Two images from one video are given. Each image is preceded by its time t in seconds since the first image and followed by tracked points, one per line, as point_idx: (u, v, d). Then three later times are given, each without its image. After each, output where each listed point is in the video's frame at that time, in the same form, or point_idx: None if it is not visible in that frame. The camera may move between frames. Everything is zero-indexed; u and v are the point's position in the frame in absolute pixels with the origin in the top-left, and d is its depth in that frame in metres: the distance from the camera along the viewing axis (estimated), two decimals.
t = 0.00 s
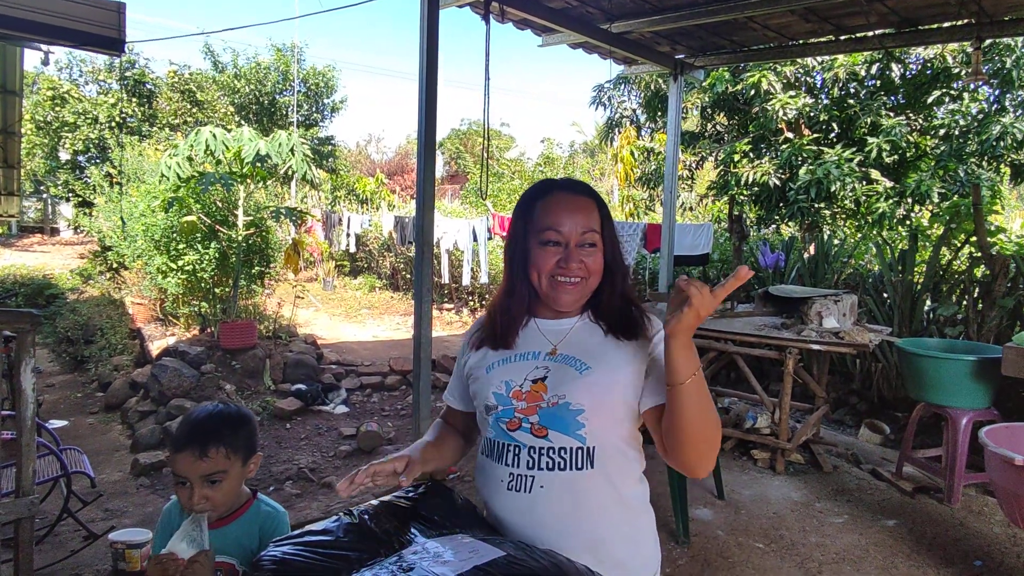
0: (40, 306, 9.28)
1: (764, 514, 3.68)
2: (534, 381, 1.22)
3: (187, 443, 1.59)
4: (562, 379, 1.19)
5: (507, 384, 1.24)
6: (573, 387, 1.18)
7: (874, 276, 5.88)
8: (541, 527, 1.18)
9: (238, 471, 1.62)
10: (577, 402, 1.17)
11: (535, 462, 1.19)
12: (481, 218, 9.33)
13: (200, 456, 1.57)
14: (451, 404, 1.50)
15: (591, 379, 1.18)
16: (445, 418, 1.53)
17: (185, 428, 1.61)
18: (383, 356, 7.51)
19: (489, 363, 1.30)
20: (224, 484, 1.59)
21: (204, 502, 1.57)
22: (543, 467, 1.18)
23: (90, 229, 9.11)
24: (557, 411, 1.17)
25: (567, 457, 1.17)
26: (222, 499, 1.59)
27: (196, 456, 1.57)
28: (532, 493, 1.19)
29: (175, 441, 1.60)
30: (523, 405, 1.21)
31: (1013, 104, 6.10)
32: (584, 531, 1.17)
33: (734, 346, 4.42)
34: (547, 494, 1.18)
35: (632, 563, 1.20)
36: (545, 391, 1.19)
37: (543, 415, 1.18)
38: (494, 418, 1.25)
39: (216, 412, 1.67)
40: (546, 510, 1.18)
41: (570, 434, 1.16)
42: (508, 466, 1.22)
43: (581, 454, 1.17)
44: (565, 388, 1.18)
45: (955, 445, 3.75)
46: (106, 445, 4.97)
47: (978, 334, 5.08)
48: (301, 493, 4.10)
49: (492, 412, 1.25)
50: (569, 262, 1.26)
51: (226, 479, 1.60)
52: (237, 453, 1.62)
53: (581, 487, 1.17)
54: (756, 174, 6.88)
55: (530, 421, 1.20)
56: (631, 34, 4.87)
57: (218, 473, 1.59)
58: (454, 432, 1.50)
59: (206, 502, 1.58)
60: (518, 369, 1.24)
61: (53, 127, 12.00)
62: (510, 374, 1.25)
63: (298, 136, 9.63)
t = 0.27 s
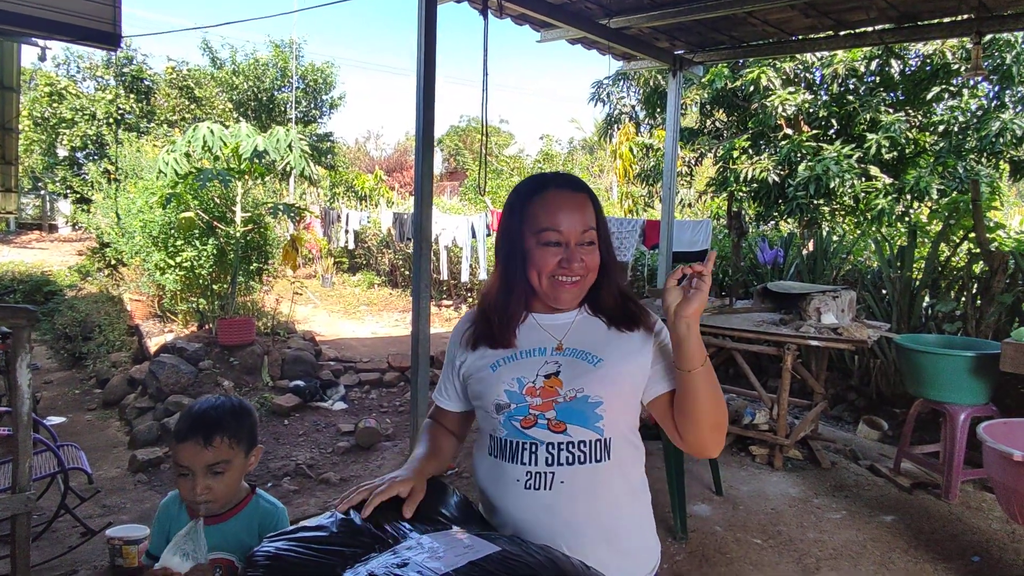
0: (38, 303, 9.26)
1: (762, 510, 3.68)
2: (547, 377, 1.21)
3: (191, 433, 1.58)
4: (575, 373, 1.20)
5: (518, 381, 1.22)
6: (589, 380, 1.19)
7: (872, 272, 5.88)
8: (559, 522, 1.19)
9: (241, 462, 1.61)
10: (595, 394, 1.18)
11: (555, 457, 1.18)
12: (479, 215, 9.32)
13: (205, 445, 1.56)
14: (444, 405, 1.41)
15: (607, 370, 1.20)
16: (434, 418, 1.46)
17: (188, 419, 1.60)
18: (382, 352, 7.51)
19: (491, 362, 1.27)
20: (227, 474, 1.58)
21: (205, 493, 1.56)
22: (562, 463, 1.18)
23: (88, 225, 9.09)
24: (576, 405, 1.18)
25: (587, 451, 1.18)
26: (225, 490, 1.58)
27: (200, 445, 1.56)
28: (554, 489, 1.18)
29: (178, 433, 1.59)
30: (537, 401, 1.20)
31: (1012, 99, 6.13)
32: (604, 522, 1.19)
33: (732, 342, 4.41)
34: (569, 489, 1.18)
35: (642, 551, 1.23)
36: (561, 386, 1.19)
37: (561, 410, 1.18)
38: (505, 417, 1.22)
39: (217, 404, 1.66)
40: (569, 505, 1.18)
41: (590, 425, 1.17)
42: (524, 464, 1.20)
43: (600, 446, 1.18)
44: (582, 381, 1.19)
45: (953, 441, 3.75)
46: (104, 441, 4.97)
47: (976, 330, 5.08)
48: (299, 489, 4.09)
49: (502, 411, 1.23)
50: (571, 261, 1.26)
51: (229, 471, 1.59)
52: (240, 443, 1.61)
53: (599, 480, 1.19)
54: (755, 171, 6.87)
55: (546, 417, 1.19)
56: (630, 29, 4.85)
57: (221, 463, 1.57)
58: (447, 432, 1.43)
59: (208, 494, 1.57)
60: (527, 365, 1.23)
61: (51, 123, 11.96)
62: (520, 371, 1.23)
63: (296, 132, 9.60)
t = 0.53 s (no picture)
0: (36, 301, 9.26)
1: (760, 506, 3.68)
2: (541, 373, 1.21)
3: (193, 426, 1.54)
4: (569, 370, 1.19)
5: (512, 377, 1.22)
6: (583, 378, 1.18)
7: (871, 269, 5.88)
8: (551, 519, 1.19)
9: (244, 454, 1.60)
10: (588, 392, 1.17)
11: (546, 454, 1.18)
12: (478, 212, 9.31)
13: (209, 438, 1.54)
14: (443, 399, 1.43)
15: (601, 367, 1.19)
16: (434, 414, 1.47)
17: (187, 413, 1.55)
18: (381, 349, 7.51)
19: (487, 357, 1.26)
20: (232, 466, 1.57)
21: (208, 486, 1.54)
22: (554, 459, 1.18)
23: (86, 223, 9.08)
24: (568, 402, 1.18)
25: (578, 448, 1.18)
26: (227, 483, 1.57)
27: (205, 439, 1.54)
28: (545, 485, 1.18)
29: (177, 426, 1.54)
30: (531, 398, 1.19)
31: (1012, 96, 6.14)
32: (597, 518, 1.19)
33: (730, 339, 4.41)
34: (560, 486, 1.18)
35: (636, 547, 1.23)
36: (555, 383, 1.19)
37: (553, 407, 1.18)
38: (498, 413, 1.22)
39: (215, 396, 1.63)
40: (560, 502, 1.18)
41: (583, 423, 1.17)
42: (515, 460, 1.21)
43: (591, 443, 1.18)
44: (576, 378, 1.18)
45: (950, 437, 3.76)
46: (102, 439, 4.97)
47: (974, 327, 5.08)
48: (297, 485, 4.09)
49: (495, 407, 1.23)
50: (565, 252, 1.25)
51: (233, 463, 1.57)
52: (243, 433, 1.60)
53: (591, 477, 1.19)
54: (754, 167, 6.87)
55: (539, 413, 1.19)
56: (628, 25, 4.83)
57: (226, 456, 1.56)
58: (445, 427, 1.45)
59: (210, 486, 1.55)
60: (521, 361, 1.23)
61: (49, 120, 11.93)
62: (513, 367, 1.23)
63: (295, 129, 9.58)
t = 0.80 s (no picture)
0: (36, 300, 9.26)
1: (760, 504, 3.69)
2: (530, 371, 1.22)
3: (194, 425, 1.54)
4: (556, 369, 1.20)
5: (502, 372, 1.24)
6: (568, 378, 1.18)
7: (871, 268, 5.88)
8: (535, 516, 1.20)
9: (245, 450, 1.60)
10: (571, 392, 1.17)
11: (529, 450, 1.20)
12: (478, 211, 9.31)
13: (212, 436, 1.54)
14: (452, 394, 1.49)
15: (587, 369, 1.18)
16: (442, 412, 1.51)
17: (187, 411, 1.55)
18: (381, 348, 7.52)
19: (487, 352, 1.30)
20: (234, 463, 1.57)
21: (210, 482, 1.54)
22: (537, 456, 1.19)
23: (86, 222, 9.07)
24: (551, 401, 1.18)
25: (560, 447, 1.18)
26: (230, 479, 1.57)
27: (207, 436, 1.53)
28: (527, 481, 1.20)
29: (177, 425, 1.54)
30: (518, 394, 1.21)
31: (1012, 94, 6.12)
32: (581, 519, 1.19)
33: (730, 337, 4.42)
34: (541, 482, 1.19)
35: (625, 553, 1.21)
36: (541, 381, 1.20)
37: (537, 406, 1.19)
38: (490, 407, 1.25)
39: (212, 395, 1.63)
40: (541, 499, 1.19)
41: (565, 422, 1.17)
42: (502, 454, 1.24)
43: (574, 443, 1.18)
44: (560, 378, 1.18)
45: (950, 435, 3.76)
46: (103, 438, 4.97)
47: (974, 325, 5.09)
48: (298, 484, 4.10)
49: (487, 401, 1.26)
50: (562, 252, 1.25)
51: (235, 459, 1.57)
52: (243, 431, 1.61)
53: (576, 477, 1.19)
54: (754, 166, 6.87)
55: (524, 410, 1.20)
56: (628, 24, 4.83)
57: (228, 452, 1.56)
58: (449, 427, 1.47)
59: (213, 482, 1.55)
60: (513, 357, 1.25)
61: (48, 119, 11.93)
62: (505, 363, 1.25)
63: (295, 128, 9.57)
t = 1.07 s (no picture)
0: (38, 300, 9.27)
1: (761, 504, 3.69)
2: (526, 369, 1.23)
3: (194, 425, 1.52)
4: (551, 368, 1.20)
5: (501, 369, 1.27)
6: (559, 377, 1.18)
7: (872, 267, 5.89)
8: (526, 512, 1.21)
9: (244, 447, 1.60)
10: (561, 392, 1.17)
11: (520, 447, 1.22)
12: (479, 211, 9.31)
13: (212, 435, 1.53)
14: (462, 391, 1.50)
15: (579, 370, 1.18)
16: (451, 410, 1.51)
17: (186, 411, 1.54)
18: (382, 348, 7.52)
19: (490, 349, 1.32)
20: (234, 461, 1.57)
21: (212, 481, 1.54)
22: (526, 453, 1.21)
23: (87, 222, 9.08)
24: (542, 399, 1.19)
25: (549, 446, 1.19)
26: (230, 477, 1.57)
27: (207, 436, 1.53)
28: (516, 477, 1.22)
29: (177, 425, 1.52)
30: (513, 391, 1.23)
31: (1013, 94, 6.11)
32: (568, 519, 1.19)
33: (730, 337, 4.43)
34: (528, 479, 1.21)
35: (617, 557, 1.20)
36: (534, 379, 1.21)
37: (529, 403, 1.20)
38: (488, 402, 1.27)
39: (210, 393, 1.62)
40: (529, 495, 1.21)
41: (554, 421, 1.17)
42: (497, 448, 1.27)
43: (563, 443, 1.18)
44: (552, 377, 1.19)
45: (950, 435, 3.76)
46: (104, 438, 4.98)
47: (975, 325, 5.09)
48: (299, 484, 4.10)
49: (486, 396, 1.28)
50: (562, 259, 1.25)
51: (236, 457, 1.57)
52: (242, 429, 1.60)
53: (566, 477, 1.18)
54: (755, 166, 6.86)
55: (518, 407, 1.22)
56: (629, 24, 4.83)
57: (229, 451, 1.56)
58: (456, 427, 1.48)
59: (215, 481, 1.54)
60: (513, 355, 1.26)
61: (49, 119, 11.95)
62: (504, 359, 1.27)
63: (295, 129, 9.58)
